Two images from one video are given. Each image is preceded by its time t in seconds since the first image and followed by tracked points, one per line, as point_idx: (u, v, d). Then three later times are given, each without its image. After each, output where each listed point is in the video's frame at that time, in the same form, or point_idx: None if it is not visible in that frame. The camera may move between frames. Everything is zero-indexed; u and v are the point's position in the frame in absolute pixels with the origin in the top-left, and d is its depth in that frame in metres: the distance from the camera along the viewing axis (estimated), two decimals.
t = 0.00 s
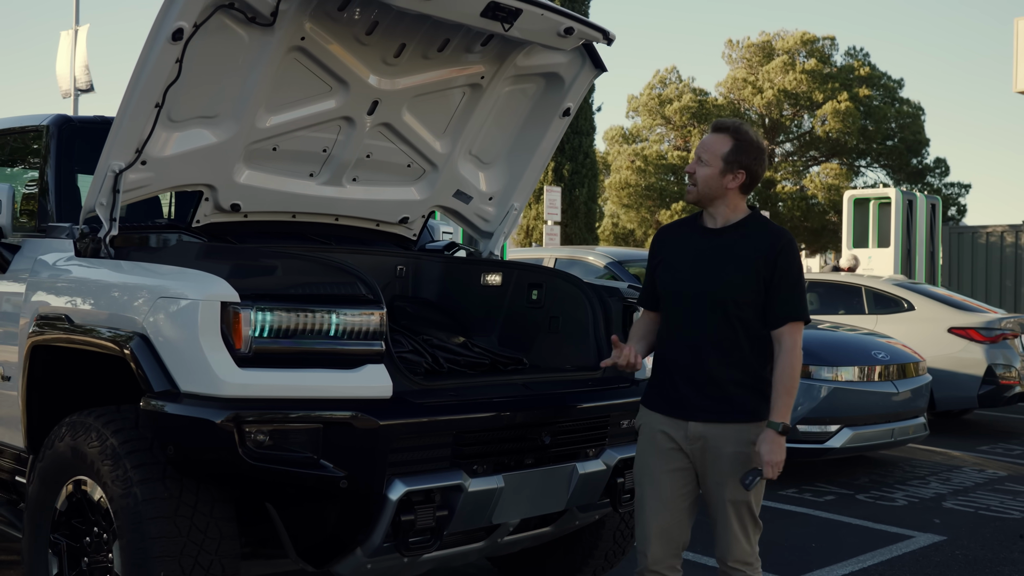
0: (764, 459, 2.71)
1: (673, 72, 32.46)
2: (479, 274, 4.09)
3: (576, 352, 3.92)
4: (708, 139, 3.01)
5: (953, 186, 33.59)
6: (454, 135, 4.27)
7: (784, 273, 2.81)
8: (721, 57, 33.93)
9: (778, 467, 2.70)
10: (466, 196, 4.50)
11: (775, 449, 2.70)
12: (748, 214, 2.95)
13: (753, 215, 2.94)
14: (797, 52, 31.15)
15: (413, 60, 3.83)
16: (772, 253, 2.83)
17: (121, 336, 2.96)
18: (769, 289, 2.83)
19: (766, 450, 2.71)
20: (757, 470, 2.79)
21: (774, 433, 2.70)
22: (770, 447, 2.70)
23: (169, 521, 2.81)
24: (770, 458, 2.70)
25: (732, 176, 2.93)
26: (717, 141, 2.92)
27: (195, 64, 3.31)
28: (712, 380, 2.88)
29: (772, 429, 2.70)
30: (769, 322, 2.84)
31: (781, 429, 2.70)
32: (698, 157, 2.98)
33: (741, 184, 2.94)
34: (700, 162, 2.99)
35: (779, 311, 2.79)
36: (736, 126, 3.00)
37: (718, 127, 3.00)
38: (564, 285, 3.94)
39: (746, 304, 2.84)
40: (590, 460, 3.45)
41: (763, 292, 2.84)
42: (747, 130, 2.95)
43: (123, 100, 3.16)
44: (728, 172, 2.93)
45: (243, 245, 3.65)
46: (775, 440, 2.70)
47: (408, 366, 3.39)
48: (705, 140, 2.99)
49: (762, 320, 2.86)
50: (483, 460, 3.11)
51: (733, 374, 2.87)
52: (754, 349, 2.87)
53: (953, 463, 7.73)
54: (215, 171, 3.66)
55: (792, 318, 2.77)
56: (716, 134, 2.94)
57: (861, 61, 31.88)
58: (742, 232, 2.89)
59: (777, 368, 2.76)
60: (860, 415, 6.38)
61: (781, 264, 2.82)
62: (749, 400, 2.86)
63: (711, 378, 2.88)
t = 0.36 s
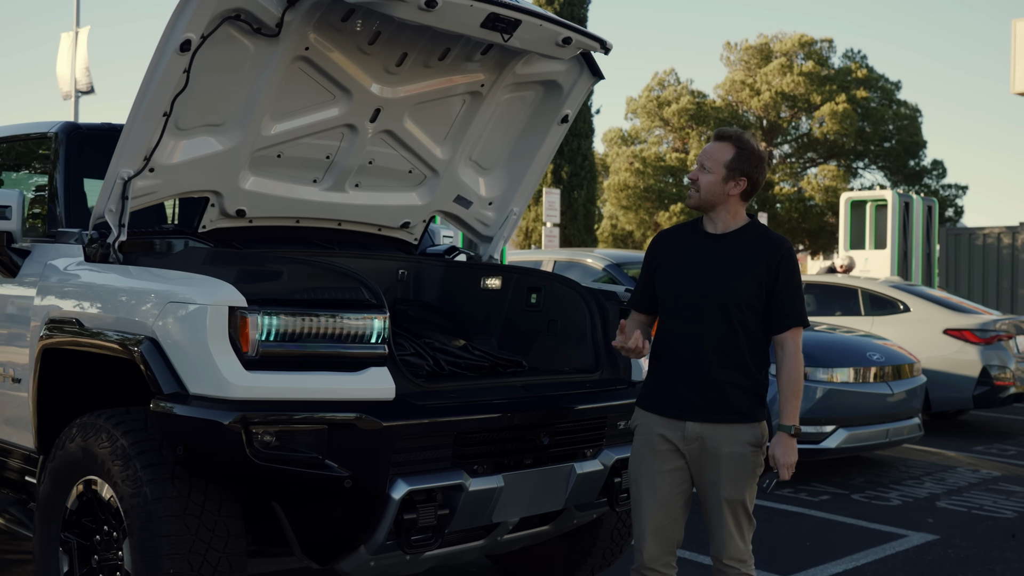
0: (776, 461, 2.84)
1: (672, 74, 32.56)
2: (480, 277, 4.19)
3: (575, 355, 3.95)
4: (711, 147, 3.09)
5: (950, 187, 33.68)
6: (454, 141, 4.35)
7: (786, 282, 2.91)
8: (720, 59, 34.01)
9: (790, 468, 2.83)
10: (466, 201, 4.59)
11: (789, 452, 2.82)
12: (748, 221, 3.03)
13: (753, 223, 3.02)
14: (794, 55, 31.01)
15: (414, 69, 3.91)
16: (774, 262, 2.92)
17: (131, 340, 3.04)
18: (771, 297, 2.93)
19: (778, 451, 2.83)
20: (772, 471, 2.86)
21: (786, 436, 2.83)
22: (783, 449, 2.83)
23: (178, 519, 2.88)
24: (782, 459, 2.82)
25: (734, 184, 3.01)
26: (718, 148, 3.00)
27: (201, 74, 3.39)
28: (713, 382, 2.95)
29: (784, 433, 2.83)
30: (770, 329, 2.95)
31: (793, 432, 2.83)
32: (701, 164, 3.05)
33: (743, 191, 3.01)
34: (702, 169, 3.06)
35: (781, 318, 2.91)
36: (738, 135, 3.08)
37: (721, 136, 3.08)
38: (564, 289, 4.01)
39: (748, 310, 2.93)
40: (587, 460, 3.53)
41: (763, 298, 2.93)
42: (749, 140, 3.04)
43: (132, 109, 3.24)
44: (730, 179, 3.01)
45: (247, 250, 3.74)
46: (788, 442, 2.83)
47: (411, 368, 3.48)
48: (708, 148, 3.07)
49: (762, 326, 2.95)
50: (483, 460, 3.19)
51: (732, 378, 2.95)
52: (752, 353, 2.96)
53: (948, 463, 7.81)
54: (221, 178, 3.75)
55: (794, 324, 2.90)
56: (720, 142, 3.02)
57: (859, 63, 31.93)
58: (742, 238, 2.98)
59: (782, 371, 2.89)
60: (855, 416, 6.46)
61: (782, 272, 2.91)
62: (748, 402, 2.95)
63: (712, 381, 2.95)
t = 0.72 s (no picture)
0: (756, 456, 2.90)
1: (671, 75, 32.66)
2: (483, 277, 4.26)
3: (576, 352, 4.04)
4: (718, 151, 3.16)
5: (948, 188, 33.79)
6: (459, 144, 4.43)
7: (785, 285, 2.98)
8: (719, 60, 34.11)
9: (768, 466, 2.90)
10: (469, 203, 4.67)
11: (768, 448, 2.88)
12: (752, 225, 3.10)
13: (757, 227, 3.09)
14: (793, 56, 31.22)
15: (420, 73, 4.00)
16: (775, 265, 3.00)
17: (145, 338, 3.12)
18: (769, 298, 3.01)
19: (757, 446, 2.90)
20: (750, 466, 2.91)
21: (768, 433, 2.90)
22: (765, 447, 2.89)
23: (193, 512, 2.97)
24: (762, 456, 2.88)
25: (739, 188, 3.08)
26: (724, 153, 3.07)
27: (213, 79, 3.47)
28: (712, 379, 3.03)
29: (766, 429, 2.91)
30: (766, 330, 3.02)
31: (775, 430, 2.90)
32: (707, 168, 3.13)
33: (747, 195, 3.08)
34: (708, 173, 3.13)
35: (778, 319, 2.97)
36: (745, 140, 3.15)
37: (728, 141, 3.15)
38: (566, 289, 4.10)
39: (748, 310, 3.01)
40: (590, 456, 3.61)
41: (763, 300, 3.01)
42: (755, 145, 3.10)
43: (146, 113, 3.33)
44: (735, 183, 3.07)
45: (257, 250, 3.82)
46: (770, 440, 2.89)
47: (418, 366, 3.58)
48: (715, 152, 3.14)
49: (761, 326, 3.04)
50: (488, 455, 3.26)
51: (730, 374, 3.03)
52: (750, 352, 3.04)
53: (944, 462, 7.90)
54: (231, 181, 3.84)
55: (789, 327, 2.95)
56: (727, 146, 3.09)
57: (858, 64, 32.01)
58: (745, 242, 3.06)
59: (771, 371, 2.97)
60: (852, 415, 6.55)
61: (783, 275, 2.99)
62: (745, 400, 3.03)
63: (711, 377, 3.03)
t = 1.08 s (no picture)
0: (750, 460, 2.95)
1: (672, 75, 32.73)
2: (489, 279, 4.34)
3: (582, 352, 4.10)
4: (740, 156, 3.15)
5: (948, 188, 33.88)
6: (465, 147, 4.50)
7: (789, 290, 3.02)
8: (719, 61, 34.18)
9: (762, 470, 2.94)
10: (476, 205, 4.73)
11: (762, 452, 2.93)
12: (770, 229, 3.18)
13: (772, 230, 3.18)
14: (793, 56, 31.31)
15: (428, 78, 4.06)
16: (778, 271, 3.04)
17: (162, 339, 3.19)
18: (772, 302, 3.05)
19: (751, 450, 2.96)
20: (744, 469, 2.98)
21: (762, 437, 2.95)
22: (758, 450, 2.94)
23: (209, 509, 3.03)
24: (756, 459, 2.93)
25: (767, 194, 3.13)
26: (760, 161, 3.08)
27: (226, 85, 3.54)
28: (711, 378, 3.10)
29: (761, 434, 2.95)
30: (765, 335, 3.06)
31: (770, 435, 2.94)
32: (741, 175, 3.11)
33: (769, 200, 3.15)
34: (741, 180, 3.11)
35: (780, 324, 3.00)
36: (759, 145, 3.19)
37: (748, 146, 3.16)
38: (570, 289, 4.16)
39: (749, 312, 3.07)
40: (596, 454, 3.67)
41: (765, 304, 3.06)
42: (773, 151, 3.16)
43: (160, 118, 3.39)
44: (765, 190, 3.12)
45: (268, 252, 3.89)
46: (764, 444, 2.94)
47: (427, 365, 3.65)
48: (743, 158, 3.13)
49: (761, 329, 3.09)
50: (497, 453, 3.33)
51: (732, 373, 3.09)
52: (750, 353, 3.10)
53: (943, 461, 7.97)
54: (242, 184, 3.90)
55: (789, 335, 2.99)
56: (760, 154, 3.10)
57: (858, 65, 32.05)
58: (751, 248, 3.10)
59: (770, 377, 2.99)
60: (852, 414, 6.62)
61: (786, 280, 3.03)
62: (743, 400, 3.08)
63: (710, 376, 3.10)
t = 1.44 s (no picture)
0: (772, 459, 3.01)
1: (673, 76, 32.77)
2: (497, 280, 4.39)
3: (588, 352, 4.15)
4: (748, 162, 3.19)
5: (949, 188, 33.91)
6: (473, 149, 4.54)
7: (799, 292, 3.09)
8: (720, 61, 34.22)
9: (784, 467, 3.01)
10: (483, 207, 4.78)
11: (785, 451, 2.99)
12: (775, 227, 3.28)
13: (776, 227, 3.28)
14: (795, 57, 31.36)
15: (436, 81, 4.10)
16: (789, 274, 3.10)
17: (176, 340, 3.24)
18: (782, 303, 3.11)
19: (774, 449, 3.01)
20: (766, 468, 3.03)
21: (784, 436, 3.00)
22: (780, 448, 3.00)
23: (223, 508, 3.08)
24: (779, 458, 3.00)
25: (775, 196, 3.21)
26: (772, 167, 3.15)
27: (238, 89, 3.59)
28: (720, 378, 3.14)
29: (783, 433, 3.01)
30: (780, 333, 3.14)
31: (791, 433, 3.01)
32: (755, 182, 3.15)
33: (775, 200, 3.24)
34: (756, 187, 3.16)
35: (792, 324, 3.08)
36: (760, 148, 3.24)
37: (753, 151, 3.20)
38: (577, 290, 4.20)
39: (757, 314, 3.12)
40: (603, 454, 3.72)
41: (775, 305, 3.12)
42: (775, 152, 3.23)
43: (174, 122, 3.44)
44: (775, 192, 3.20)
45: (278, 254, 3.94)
46: (785, 442, 3.01)
47: (437, 366, 3.70)
48: (753, 164, 3.17)
49: (771, 330, 3.14)
50: (506, 453, 3.37)
51: (740, 374, 3.14)
52: (760, 355, 3.14)
53: (945, 460, 8.01)
54: (253, 187, 3.95)
55: (801, 334, 3.06)
56: (768, 159, 3.15)
57: (859, 65, 32.05)
58: (759, 250, 3.15)
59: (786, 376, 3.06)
60: (855, 414, 6.66)
61: (797, 283, 3.10)
62: (753, 399, 3.13)
63: (720, 376, 3.14)
